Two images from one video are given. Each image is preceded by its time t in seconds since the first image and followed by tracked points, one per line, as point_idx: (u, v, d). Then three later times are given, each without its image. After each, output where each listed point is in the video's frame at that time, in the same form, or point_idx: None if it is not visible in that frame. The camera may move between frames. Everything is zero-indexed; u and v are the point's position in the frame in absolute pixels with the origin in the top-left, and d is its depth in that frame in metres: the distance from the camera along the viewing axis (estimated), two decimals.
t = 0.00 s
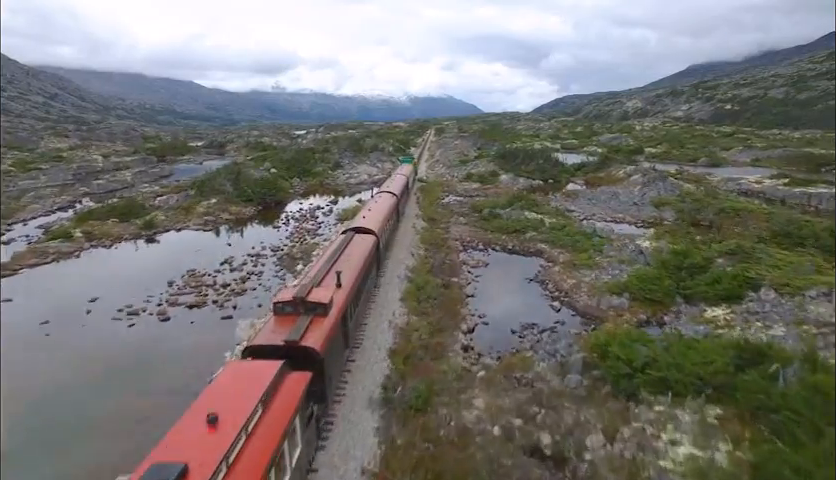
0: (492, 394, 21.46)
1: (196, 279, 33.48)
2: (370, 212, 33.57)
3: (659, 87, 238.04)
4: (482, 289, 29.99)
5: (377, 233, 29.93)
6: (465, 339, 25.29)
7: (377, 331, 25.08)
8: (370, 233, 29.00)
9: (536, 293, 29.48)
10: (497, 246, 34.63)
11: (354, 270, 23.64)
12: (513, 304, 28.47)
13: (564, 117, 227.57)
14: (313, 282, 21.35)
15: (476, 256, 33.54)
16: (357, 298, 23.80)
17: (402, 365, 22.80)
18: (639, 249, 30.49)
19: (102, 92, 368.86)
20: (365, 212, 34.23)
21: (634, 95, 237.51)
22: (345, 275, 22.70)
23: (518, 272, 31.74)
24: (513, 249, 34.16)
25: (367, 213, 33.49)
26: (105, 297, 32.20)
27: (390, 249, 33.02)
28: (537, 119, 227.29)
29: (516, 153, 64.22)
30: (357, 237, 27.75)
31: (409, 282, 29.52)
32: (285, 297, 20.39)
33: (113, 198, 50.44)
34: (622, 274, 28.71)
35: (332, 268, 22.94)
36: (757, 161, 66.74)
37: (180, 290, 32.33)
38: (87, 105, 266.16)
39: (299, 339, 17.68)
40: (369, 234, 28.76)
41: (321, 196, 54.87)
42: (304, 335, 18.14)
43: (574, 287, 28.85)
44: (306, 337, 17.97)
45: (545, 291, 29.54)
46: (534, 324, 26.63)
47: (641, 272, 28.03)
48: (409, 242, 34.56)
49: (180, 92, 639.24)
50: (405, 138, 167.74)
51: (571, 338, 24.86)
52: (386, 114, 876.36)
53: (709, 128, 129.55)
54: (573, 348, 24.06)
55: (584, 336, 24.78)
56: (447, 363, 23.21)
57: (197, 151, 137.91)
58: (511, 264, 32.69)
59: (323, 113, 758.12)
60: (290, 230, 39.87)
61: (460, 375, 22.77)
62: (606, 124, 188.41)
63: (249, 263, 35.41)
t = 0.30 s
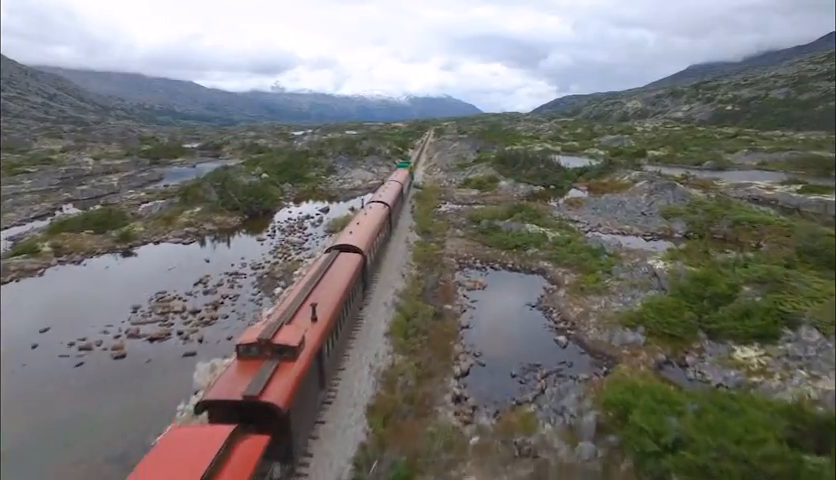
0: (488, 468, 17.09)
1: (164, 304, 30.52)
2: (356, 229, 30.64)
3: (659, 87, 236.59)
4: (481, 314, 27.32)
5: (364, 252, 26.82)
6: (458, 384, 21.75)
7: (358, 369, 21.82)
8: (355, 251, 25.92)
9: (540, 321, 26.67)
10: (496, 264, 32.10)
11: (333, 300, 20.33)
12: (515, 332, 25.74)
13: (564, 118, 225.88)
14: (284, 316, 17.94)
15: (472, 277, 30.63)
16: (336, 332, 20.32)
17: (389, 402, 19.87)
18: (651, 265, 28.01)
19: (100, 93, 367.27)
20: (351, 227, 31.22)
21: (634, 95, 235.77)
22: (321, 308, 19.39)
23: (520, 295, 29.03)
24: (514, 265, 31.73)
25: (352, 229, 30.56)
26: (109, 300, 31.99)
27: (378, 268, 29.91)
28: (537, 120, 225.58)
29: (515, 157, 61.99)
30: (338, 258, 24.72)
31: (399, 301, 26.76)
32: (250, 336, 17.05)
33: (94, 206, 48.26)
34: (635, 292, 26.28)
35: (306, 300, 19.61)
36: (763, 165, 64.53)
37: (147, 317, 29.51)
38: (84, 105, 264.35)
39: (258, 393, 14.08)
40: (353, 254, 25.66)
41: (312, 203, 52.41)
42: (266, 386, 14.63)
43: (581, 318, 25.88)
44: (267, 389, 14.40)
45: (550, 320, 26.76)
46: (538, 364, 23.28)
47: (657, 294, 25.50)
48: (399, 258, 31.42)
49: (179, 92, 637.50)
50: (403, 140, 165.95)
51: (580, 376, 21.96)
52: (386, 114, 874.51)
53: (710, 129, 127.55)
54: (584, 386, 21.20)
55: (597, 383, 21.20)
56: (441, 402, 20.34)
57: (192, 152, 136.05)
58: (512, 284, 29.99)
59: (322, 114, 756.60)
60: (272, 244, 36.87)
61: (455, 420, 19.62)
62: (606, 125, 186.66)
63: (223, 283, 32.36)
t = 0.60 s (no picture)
0: None
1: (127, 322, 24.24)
2: (340, 246, 27.58)
3: (658, 87, 235.14)
4: (474, 345, 22.80)
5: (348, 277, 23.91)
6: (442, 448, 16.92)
7: (334, 415, 17.95)
8: (336, 278, 23.03)
9: (541, 359, 21.93)
10: (492, 284, 27.62)
11: (303, 341, 17.42)
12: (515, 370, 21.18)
13: (563, 119, 224.19)
14: (242, 365, 14.97)
15: (463, 301, 26.08)
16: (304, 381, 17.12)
17: (362, 470, 15.68)
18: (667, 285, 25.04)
19: (96, 93, 364.96)
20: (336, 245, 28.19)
21: (633, 95, 234.05)
22: (288, 350, 16.35)
23: (522, 322, 24.32)
24: (513, 286, 27.18)
25: (336, 246, 27.48)
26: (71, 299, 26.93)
27: (363, 292, 26.24)
28: (537, 121, 223.39)
29: (514, 161, 59.56)
30: (316, 285, 21.79)
31: (384, 336, 22.76)
32: (197, 390, 13.87)
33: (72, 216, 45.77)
34: (654, 326, 22.43)
35: (271, 344, 16.67)
36: (771, 170, 62.17)
37: (101, 352, 21.73)
38: (78, 106, 261.93)
39: (201, 469, 10.96)
40: (334, 280, 22.80)
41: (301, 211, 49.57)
42: (212, 457, 11.44)
43: (591, 357, 21.17)
44: (214, 462, 11.31)
45: (553, 358, 21.90)
46: (539, 418, 18.50)
47: (679, 333, 21.42)
48: (387, 278, 28.12)
49: (177, 92, 635.47)
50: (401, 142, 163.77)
51: (592, 438, 17.27)
52: (385, 115, 873.16)
53: (711, 130, 125.68)
54: (598, 453, 16.50)
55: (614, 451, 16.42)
56: (426, 475, 15.79)
57: (185, 155, 133.79)
58: (512, 308, 25.44)
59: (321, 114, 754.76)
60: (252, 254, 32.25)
61: None
62: (605, 126, 184.89)
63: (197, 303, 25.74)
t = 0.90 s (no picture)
0: None
1: (75, 364, 21.47)
2: (324, 270, 24.93)
3: (661, 87, 232.25)
4: (471, 396, 19.96)
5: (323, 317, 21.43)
6: None
7: None
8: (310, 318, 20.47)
9: (549, 418, 18.95)
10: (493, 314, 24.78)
11: (266, 397, 15.20)
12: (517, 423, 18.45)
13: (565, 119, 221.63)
14: (185, 439, 12.85)
15: (464, 341, 23.18)
16: (267, 445, 14.89)
17: None
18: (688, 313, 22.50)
19: (96, 93, 363.36)
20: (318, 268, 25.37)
21: (636, 95, 231.24)
22: (245, 414, 14.16)
23: (526, 364, 21.61)
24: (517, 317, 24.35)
25: (320, 270, 24.83)
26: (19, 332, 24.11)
27: (347, 324, 23.73)
28: (539, 121, 220.76)
29: (516, 166, 57.08)
30: (288, 326, 19.31)
31: (367, 387, 19.79)
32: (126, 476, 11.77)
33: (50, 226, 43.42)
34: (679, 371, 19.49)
35: (225, 406, 14.39)
36: (783, 175, 59.52)
37: (37, 406, 18.95)
38: (78, 105, 260.40)
39: None
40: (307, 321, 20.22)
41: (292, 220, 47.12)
42: None
43: (609, 421, 18.18)
44: None
45: (563, 418, 18.95)
46: None
47: (709, 383, 18.48)
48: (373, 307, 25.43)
49: (179, 92, 634.22)
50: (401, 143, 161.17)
51: None
52: (387, 115, 871.13)
53: (717, 130, 122.89)
54: None
55: None
56: None
57: (182, 156, 131.60)
58: (516, 348, 22.66)
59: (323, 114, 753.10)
60: (233, 275, 29.51)
61: None
62: (609, 126, 182.27)
63: (160, 339, 22.95)
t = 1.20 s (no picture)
0: None
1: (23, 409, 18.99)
2: (310, 294, 22.85)
3: (669, 87, 228.90)
4: (468, 456, 17.11)
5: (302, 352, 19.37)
6: None
7: None
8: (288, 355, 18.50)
9: None
10: (495, 348, 22.34)
11: (230, 455, 13.73)
12: None
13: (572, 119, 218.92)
14: None
15: (460, 383, 20.52)
16: None
17: None
18: (714, 347, 20.17)
19: (102, 93, 364.20)
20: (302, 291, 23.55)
21: (643, 95, 228.00)
22: None
23: (532, 413, 18.89)
24: (522, 353, 21.89)
25: (306, 294, 22.74)
26: None
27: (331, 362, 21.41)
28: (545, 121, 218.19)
29: (522, 172, 54.82)
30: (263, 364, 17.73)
31: (346, 450, 17.15)
32: None
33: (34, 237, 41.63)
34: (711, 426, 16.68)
35: (175, 478, 12.65)
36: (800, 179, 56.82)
37: None
38: (83, 106, 260.67)
39: None
40: (284, 358, 18.25)
41: (288, 229, 45.03)
42: None
43: None
44: None
45: None
46: None
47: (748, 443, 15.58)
48: (363, 337, 23.29)
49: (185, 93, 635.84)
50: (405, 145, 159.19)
51: None
52: (392, 115, 869.86)
53: (727, 132, 119.84)
54: None
55: None
56: None
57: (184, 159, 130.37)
58: (521, 392, 19.93)
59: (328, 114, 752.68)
60: (215, 296, 27.17)
61: None
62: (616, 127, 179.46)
63: (124, 378, 20.52)
